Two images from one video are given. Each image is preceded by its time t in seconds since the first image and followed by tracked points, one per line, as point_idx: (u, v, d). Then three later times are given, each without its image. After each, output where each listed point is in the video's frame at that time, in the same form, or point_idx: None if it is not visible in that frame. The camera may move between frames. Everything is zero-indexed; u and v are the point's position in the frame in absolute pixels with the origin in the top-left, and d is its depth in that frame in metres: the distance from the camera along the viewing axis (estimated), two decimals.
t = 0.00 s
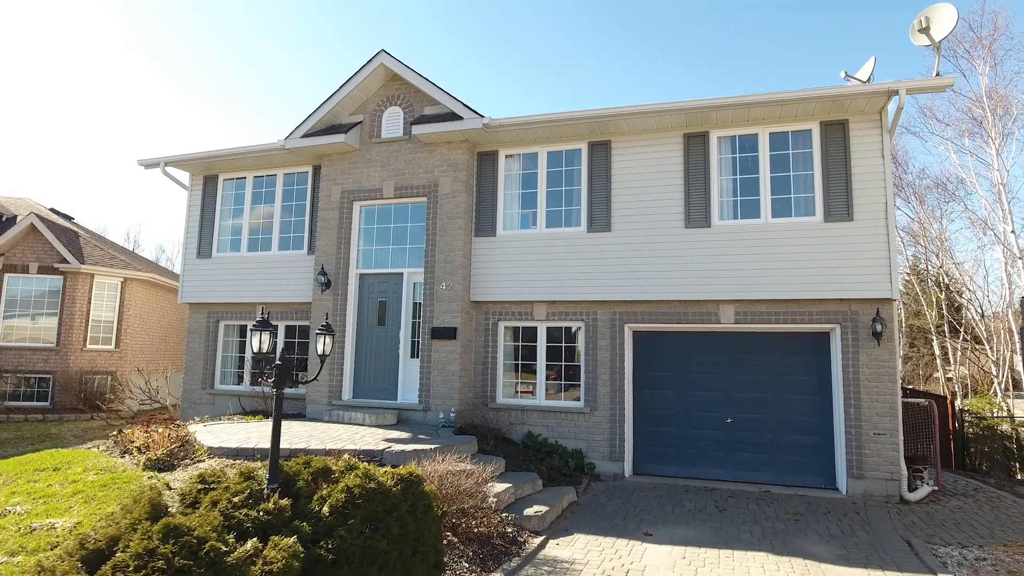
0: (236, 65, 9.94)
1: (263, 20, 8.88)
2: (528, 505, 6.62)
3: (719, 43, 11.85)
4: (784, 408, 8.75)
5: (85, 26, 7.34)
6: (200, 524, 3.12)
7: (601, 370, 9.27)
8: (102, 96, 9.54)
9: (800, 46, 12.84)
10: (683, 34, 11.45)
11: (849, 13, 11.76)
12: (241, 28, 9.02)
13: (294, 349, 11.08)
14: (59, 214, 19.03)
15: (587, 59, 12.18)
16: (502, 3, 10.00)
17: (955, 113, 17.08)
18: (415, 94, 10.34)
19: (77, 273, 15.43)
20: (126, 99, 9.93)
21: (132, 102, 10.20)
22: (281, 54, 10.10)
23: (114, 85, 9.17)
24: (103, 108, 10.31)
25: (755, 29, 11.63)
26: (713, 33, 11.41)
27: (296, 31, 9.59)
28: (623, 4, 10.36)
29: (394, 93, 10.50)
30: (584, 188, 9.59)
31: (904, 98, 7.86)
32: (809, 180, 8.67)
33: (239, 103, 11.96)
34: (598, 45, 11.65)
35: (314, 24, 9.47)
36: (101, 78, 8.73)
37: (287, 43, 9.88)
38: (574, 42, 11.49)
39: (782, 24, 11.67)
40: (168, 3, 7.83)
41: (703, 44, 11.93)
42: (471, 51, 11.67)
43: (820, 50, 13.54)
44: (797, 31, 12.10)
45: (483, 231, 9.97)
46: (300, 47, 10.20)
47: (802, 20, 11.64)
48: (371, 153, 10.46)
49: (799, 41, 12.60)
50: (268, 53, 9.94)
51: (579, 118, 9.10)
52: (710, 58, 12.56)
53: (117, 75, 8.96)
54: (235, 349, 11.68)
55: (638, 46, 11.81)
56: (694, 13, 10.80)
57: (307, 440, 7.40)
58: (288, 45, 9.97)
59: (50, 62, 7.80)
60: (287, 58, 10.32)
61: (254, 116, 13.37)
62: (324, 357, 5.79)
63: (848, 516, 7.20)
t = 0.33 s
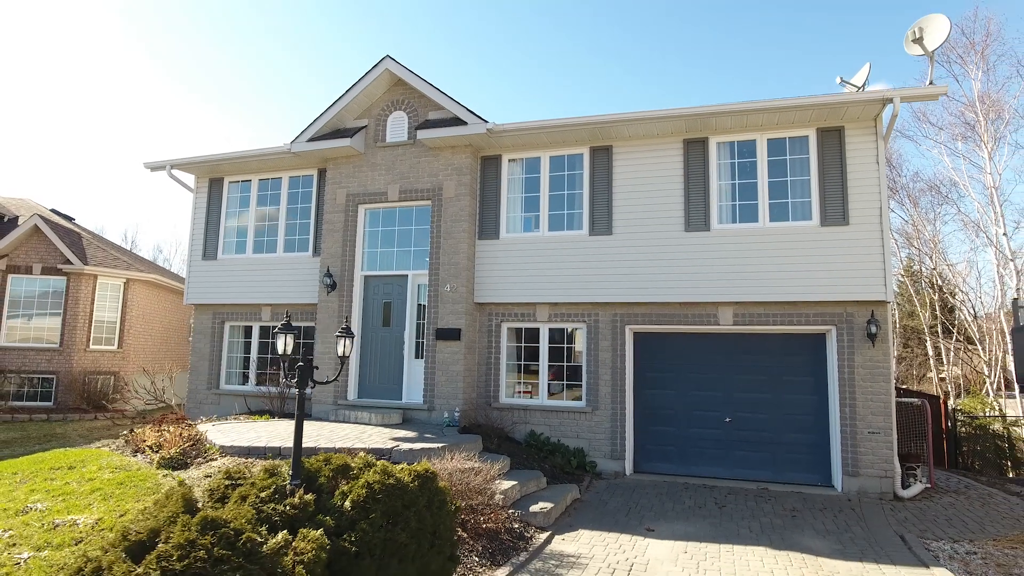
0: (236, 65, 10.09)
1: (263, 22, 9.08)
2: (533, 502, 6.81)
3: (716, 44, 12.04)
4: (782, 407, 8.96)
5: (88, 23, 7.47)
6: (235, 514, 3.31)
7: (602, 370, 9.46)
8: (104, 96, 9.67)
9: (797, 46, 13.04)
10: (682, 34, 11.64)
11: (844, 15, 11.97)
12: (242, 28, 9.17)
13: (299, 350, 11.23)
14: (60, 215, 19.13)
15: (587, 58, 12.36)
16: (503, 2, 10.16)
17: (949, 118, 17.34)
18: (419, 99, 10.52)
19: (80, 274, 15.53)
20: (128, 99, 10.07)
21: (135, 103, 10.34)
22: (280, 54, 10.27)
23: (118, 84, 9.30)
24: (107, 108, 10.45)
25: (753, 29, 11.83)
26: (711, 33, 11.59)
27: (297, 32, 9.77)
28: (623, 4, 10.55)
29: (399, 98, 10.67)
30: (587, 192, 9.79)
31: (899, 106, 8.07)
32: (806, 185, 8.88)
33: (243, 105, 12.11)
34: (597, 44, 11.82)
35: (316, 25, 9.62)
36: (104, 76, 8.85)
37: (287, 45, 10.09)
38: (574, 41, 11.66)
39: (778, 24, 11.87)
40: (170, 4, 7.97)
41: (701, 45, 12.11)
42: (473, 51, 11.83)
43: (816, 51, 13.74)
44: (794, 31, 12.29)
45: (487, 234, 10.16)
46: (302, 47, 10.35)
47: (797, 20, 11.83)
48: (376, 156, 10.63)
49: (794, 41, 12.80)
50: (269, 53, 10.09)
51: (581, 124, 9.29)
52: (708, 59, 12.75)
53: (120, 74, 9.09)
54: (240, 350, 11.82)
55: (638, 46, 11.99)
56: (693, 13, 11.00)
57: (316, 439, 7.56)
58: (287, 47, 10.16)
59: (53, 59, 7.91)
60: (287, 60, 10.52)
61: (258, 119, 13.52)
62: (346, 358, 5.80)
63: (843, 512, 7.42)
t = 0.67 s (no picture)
0: (238, 64, 10.20)
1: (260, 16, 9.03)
2: (539, 499, 7.00)
3: (715, 45, 12.24)
4: (780, 407, 9.17)
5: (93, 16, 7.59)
6: (267, 507, 3.50)
7: (603, 370, 9.66)
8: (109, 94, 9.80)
9: (794, 46, 13.24)
10: (680, 35, 11.84)
11: (839, 17, 12.19)
12: (242, 27, 9.28)
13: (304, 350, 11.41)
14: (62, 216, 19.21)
15: (587, 59, 12.55)
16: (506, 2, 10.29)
17: (942, 122, 17.63)
18: (424, 104, 10.70)
19: (84, 275, 15.62)
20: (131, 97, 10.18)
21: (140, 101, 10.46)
22: (276, 53, 10.28)
23: (124, 82, 9.43)
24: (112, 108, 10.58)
25: (748, 34, 12.08)
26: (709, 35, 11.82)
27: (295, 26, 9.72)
28: (622, 5, 10.74)
29: (403, 103, 10.85)
30: (588, 196, 9.98)
31: (894, 114, 8.29)
32: (803, 190, 9.11)
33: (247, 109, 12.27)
34: (597, 44, 12.01)
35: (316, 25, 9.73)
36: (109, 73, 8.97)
37: (282, 41, 10.00)
38: (574, 41, 11.85)
39: (774, 24, 12.08)
40: (171, 3, 8.09)
41: (700, 46, 12.32)
42: (474, 52, 12.00)
43: (813, 54, 13.96)
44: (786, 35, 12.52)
45: (490, 236, 10.35)
46: (302, 44, 10.41)
47: (793, 21, 12.04)
48: (381, 160, 10.80)
49: (792, 41, 12.98)
50: (272, 55, 10.22)
51: (583, 130, 9.50)
52: (707, 61, 12.94)
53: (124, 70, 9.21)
54: (246, 350, 11.98)
55: (638, 47, 12.18)
56: (691, 14, 11.21)
57: (325, 438, 7.75)
58: (280, 43, 10.08)
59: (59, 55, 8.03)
60: (281, 55, 10.41)
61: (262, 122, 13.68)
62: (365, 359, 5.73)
63: (839, 509, 7.64)
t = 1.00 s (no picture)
0: (238, 66, 10.28)
1: (260, 14, 9.10)
2: (544, 496, 7.20)
3: (712, 46, 12.45)
4: (778, 406, 9.40)
5: (87, 11, 7.63)
6: (297, 500, 3.68)
7: (605, 371, 9.88)
8: (116, 95, 9.94)
9: (789, 49, 13.47)
10: (678, 36, 12.05)
11: (834, 19, 12.40)
12: (246, 28, 9.43)
13: (310, 350, 11.58)
14: (66, 218, 19.35)
15: (587, 61, 12.76)
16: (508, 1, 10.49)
17: (936, 125, 17.88)
18: (429, 109, 10.90)
19: (88, 276, 15.74)
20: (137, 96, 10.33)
21: (145, 100, 10.60)
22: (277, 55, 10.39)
23: (119, 82, 9.48)
24: (119, 109, 10.73)
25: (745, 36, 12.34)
26: (707, 38, 12.09)
27: (294, 28, 9.79)
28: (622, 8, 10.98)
29: (408, 108, 11.05)
30: (590, 200, 10.19)
31: (888, 122, 8.51)
32: (800, 195, 9.33)
33: (252, 113, 12.43)
34: (597, 45, 12.21)
35: (319, 26, 9.90)
36: (106, 72, 9.03)
37: (280, 43, 10.06)
38: (574, 43, 12.05)
39: (770, 25, 12.32)
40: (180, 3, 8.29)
41: (697, 49, 12.54)
42: (475, 53, 12.18)
43: (808, 57, 14.20)
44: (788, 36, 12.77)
45: (494, 239, 10.55)
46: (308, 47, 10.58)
47: (789, 22, 12.28)
48: (387, 164, 10.99)
49: (788, 43, 13.21)
50: (279, 59, 10.40)
51: (585, 135, 9.71)
52: (704, 64, 13.16)
53: (121, 68, 9.27)
54: (252, 351, 12.14)
55: (636, 49, 12.39)
56: (690, 16, 11.47)
57: (335, 437, 7.94)
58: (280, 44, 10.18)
59: (50, 52, 8.06)
60: (280, 60, 10.47)
61: (265, 125, 13.84)
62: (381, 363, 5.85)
63: (835, 505, 7.87)
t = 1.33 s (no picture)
0: (239, 66, 10.47)
1: (261, 13, 9.29)
2: (550, 492, 7.42)
3: (710, 47, 12.67)
4: (775, 405, 9.64)
5: (89, 10, 7.82)
6: (325, 494, 3.90)
7: (607, 371, 10.10)
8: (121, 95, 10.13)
9: (786, 51, 13.69)
10: (676, 38, 12.31)
11: (830, 21, 12.60)
12: (250, 28, 9.63)
13: (316, 351, 11.76)
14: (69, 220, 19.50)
15: (587, 62, 12.97)
16: None
17: (930, 129, 18.13)
18: (434, 115, 11.11)
19: (93, 277, 15.88)
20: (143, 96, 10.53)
21: (151, 101, 10.79)
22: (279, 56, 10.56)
23: (120, 83, 9.67)
24: (124, 110, 10.92)
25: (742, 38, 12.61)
26: (704, 40, 12.36)
27: (297, 27, 9.95)
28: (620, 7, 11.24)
29: (413, 113, 11.26)
30: (592, 204, 10.42)
31: (883, 129, 8.73)
32: (797, 201, 9.57)
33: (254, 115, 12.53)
34: (597, 46, 12.41)
35: (319, 26, 10.09)
36: (108, 72, 9.22)
37: (281, 43, 10.25)
38: (574, 43, 12.25)
39: (769, 25, 12.52)
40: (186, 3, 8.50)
41: (696, 52, 12.79)
42: (476, 53, 12.39)
43: (805, 62, 14.44)
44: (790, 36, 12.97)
45: (498, 242, 10.76)
46: (311, 45, 10.70)
47: (785, 23, 12.53)
48: (392, 168, 11.19)
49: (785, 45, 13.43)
50: (281, 60, 10.62)
51: (588, 141, 9.94)
52: (704, 63, 13.22)
53: (122, 68, 9.46)
54: (258, 352, 12.31)
55: (636, 49, 12.59)
56: (687, 17, 11.73)
57: (344, 436, 8.15)
58: (281, 44, 10.35)
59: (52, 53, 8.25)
60: (277, 59, 10.60)
61: (270, 128, 14.01)
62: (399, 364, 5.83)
63: (831, 501, 8.12)
